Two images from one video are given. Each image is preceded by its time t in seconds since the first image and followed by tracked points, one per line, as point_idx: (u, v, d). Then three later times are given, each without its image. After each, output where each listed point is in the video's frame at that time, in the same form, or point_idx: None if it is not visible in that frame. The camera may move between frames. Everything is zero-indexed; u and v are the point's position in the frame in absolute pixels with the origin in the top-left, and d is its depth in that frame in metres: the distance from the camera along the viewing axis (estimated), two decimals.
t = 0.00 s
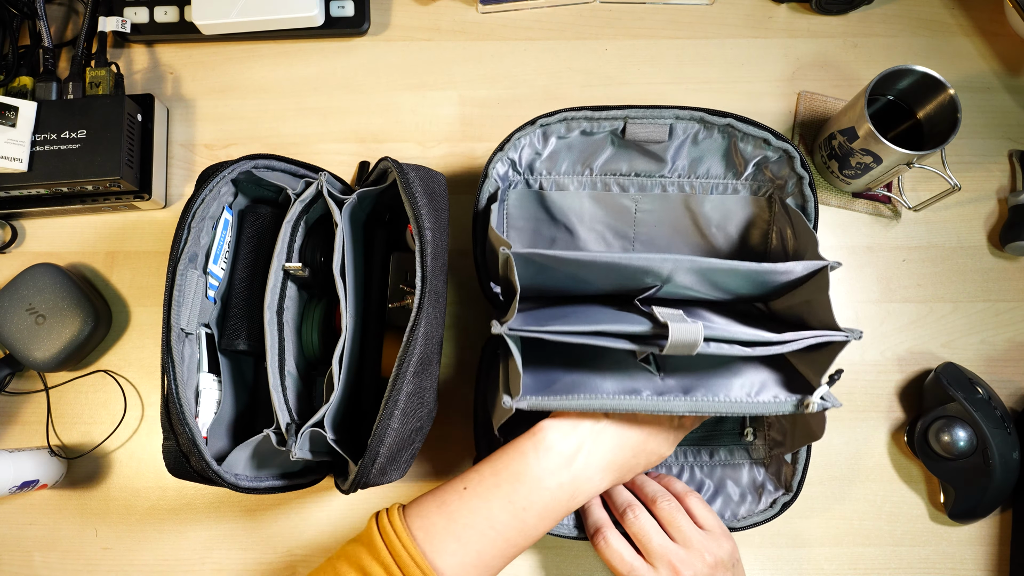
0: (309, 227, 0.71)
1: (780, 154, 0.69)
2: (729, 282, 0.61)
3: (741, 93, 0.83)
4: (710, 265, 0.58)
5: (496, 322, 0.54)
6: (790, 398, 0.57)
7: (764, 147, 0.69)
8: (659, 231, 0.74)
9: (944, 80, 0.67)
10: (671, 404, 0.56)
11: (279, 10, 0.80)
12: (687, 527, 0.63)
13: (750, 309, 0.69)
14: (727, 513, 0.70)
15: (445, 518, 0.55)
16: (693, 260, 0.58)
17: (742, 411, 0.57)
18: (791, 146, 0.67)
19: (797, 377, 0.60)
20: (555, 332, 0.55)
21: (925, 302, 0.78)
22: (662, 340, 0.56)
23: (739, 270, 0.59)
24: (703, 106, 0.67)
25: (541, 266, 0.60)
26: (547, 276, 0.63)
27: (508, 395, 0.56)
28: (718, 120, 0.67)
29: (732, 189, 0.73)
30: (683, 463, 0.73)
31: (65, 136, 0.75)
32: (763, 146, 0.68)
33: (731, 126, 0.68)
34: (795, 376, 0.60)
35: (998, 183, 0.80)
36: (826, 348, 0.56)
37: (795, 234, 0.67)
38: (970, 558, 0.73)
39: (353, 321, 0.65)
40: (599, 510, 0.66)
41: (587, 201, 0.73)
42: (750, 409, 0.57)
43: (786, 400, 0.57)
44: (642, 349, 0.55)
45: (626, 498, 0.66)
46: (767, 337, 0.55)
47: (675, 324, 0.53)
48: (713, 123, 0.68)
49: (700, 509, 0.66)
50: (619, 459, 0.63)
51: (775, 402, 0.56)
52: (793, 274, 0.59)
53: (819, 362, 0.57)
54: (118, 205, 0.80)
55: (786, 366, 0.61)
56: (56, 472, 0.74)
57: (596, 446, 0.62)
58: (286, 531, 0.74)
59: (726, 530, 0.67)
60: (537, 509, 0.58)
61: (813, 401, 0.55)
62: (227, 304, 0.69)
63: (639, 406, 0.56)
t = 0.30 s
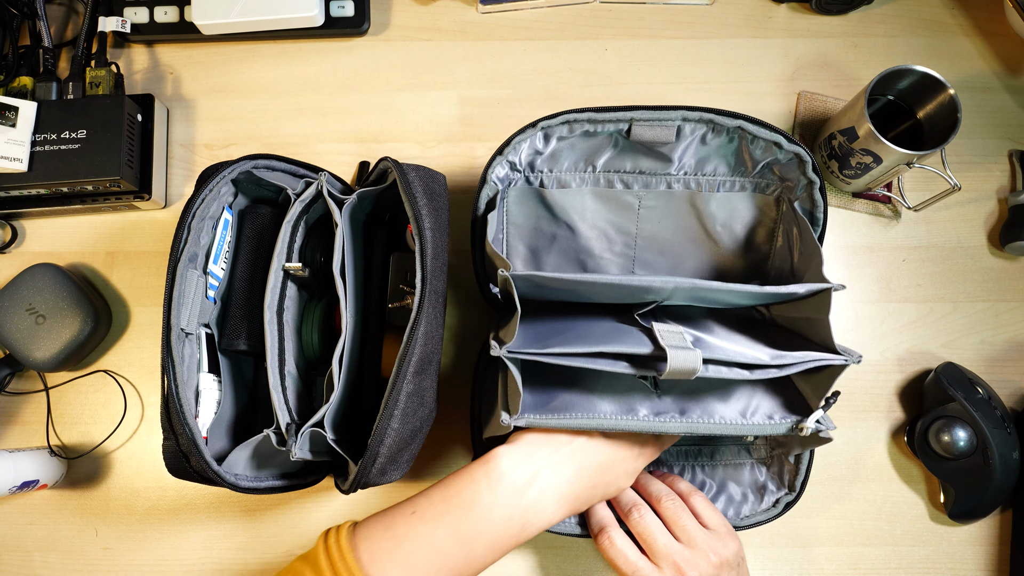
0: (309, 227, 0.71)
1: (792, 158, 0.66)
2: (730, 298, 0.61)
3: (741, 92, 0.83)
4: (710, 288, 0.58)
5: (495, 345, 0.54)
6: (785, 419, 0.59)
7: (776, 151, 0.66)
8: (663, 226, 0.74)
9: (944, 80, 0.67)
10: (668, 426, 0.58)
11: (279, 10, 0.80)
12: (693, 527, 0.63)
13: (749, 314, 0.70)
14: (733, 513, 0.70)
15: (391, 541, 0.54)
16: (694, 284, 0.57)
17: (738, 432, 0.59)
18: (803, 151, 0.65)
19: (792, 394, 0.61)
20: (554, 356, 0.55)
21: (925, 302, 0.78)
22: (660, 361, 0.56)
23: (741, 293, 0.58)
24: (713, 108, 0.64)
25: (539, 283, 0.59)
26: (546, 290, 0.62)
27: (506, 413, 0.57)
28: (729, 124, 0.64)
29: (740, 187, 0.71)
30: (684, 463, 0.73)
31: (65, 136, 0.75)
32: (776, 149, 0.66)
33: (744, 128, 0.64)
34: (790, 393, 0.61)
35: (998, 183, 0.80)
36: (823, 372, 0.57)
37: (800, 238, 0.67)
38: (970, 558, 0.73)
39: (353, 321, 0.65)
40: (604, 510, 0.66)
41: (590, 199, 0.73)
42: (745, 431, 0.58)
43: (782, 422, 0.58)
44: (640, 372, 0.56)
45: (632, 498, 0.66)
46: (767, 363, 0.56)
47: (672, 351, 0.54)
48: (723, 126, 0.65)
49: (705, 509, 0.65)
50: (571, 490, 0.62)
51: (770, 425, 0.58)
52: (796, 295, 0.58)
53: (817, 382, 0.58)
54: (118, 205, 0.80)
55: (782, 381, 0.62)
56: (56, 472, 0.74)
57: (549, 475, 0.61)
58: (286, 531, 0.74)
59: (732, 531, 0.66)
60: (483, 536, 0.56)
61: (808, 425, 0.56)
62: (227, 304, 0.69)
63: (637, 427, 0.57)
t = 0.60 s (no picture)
0: (309, 227, 0.71)
1: (756, 145, 0.71)
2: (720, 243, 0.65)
3: (741, 92, 0.83)
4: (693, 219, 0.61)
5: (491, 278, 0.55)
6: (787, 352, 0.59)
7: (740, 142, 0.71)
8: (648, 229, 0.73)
9: (944, 80, 0.67)
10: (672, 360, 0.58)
11: (279, 10, 0.80)
12: (706, 522, 0.60)
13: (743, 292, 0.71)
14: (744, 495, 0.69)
15: None
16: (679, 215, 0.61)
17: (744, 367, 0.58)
18: (765, 136, 0.70)
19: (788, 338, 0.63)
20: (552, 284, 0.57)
21: (925, 302, 0.78)
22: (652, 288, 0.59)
23: (728, 223, 0.62)
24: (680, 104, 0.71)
25: (538, 231, 0.63)
26: (545, 246, 0.66)
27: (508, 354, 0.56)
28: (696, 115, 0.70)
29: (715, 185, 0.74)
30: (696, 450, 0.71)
31: (65, 136, 0.75)
32: (740, 140, 0.71)
33: (707, 122, 0.71)
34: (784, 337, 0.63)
35: (998, 183, 0.80)
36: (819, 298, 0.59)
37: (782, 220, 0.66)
38: (970, 559, 0.73)
39: (353, 321, 0.65)
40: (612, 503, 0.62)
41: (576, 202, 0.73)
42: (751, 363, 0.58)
43: (786, 353, 0.59)
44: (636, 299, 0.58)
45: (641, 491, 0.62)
46: (762, 287, 0.59)
47: (666, 268, 0.56)
48: (691, 118, 0.71)
49: (719, 500, 0.62)
50: None
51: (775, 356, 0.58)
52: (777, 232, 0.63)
53: (815, 312, 0.60)
54: (118, 205, 0.80)
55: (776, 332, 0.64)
56: (56, 472, 0.74)
57: None
58: (286, 531, 0.74)
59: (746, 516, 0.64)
60: None
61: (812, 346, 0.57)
62: (227, 304, 0.69)
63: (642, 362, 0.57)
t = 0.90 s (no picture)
0: (309, 227, 0.71)
1: (741, 137, 0.71)
2: (701, 251, 0.64)
3: (741, 92, 0.83)
4: (677, 231, 0.61)
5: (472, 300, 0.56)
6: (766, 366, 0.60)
7: (726, 133, 0.71)
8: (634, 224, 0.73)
9: (944, 80, 0.67)
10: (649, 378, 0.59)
11: (279, 10, 0.80)
12: (676, 516, 0.62)
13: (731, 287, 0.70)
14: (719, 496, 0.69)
15: None
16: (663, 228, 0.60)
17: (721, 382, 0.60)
18: (750, 128, 0.70)
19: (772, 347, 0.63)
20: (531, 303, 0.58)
21: (925, 302, 0.78)
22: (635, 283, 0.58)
23: (708, 235, 0.61)
24: (664, 96, 0.70)
25: (515, 245, 0.63)
26: (523, 258, 0.66)
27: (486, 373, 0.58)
28: (682, 108, 0.70)
29: (699, 177, 0.74)
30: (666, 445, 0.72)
31: (65, 136, 0.75)
32: (725, 132, 0.71)
33: (691, 114, 0.71)
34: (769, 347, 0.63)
35: (998, 183, 0.80)
36: (802, 312, 0.59)
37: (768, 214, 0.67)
38: (970, 559, 0.73)
39: (353, 321, 0.65)
40: (588, 502, 0.65)
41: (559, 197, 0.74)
42: (728, 380, 0.59)
43: (763, 368, 0.60)
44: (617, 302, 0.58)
45: (614, 489, 0.65)
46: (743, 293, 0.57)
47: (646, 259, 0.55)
48: (676, 111, 0.71)
49: (689, 495, 0.64)
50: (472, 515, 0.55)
51: (754, 373, 0.59)
52: (764, 237, 0.62)
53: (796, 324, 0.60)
54: (118, 205, 0.80)
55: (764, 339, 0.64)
56: (56, 472, 0.74)
57: (432, 510, 0.54)
58: (286, 530, 0.74)
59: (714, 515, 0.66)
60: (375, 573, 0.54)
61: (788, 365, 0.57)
62: (228, 304, 0.69)
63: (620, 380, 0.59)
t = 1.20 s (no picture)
0: (309, 227, 0.71)
1: (749, 130, 0.69)
2: (702, 258, 0.63)
3: (741, 92, 0.83)
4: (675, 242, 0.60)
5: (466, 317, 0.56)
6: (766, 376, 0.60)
7: (733, 126, 0.69)
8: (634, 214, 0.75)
9: (944, 80, 0.67)
10: (648, 390, 0.59)
11: (279, 10, 0.80)
12: (682, 511, 0.62)
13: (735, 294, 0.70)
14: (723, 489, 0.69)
15: (212, 514, 0.44)
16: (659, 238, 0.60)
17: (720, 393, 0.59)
18: (757, 124, 0.68)
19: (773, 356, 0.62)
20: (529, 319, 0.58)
21: (925, 302, 0.78)
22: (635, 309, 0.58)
23: (700, 247, 0.60)
24: (670, 89, 0.68)
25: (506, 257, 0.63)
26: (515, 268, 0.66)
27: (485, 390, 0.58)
28: (686, 100, 0.68)
29: (703, 166, 0.73)
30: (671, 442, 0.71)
31: (65, 136, 0.75)
32: (733, 126, 0.69)
33: (698, 106, 0.69)
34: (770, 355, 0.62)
35: (997, 183, 0.80)
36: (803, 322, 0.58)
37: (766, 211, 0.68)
38: (970, 559, 0.73)
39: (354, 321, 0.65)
40: (592, 499, 0.65)
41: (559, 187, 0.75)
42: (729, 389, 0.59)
43: (764, 377, 0.59)
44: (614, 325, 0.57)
45: (620, 485, 0.64)
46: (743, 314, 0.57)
47: (647, 297, 0.55)
48: (680, 104, 0.69)
49: (693, 491, 0.64)
50: (446, 370, 0.49)
51: (754, 384, 0.59)
52: (765, 248, 0.61)
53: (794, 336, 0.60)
54: (118, 205, 0.80)
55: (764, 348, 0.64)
56: (56, 472, 0.74)
57: (398, 377, 0.47)
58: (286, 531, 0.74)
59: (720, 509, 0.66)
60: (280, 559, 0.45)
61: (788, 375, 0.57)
62: (227, 304, 0.68)
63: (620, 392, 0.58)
